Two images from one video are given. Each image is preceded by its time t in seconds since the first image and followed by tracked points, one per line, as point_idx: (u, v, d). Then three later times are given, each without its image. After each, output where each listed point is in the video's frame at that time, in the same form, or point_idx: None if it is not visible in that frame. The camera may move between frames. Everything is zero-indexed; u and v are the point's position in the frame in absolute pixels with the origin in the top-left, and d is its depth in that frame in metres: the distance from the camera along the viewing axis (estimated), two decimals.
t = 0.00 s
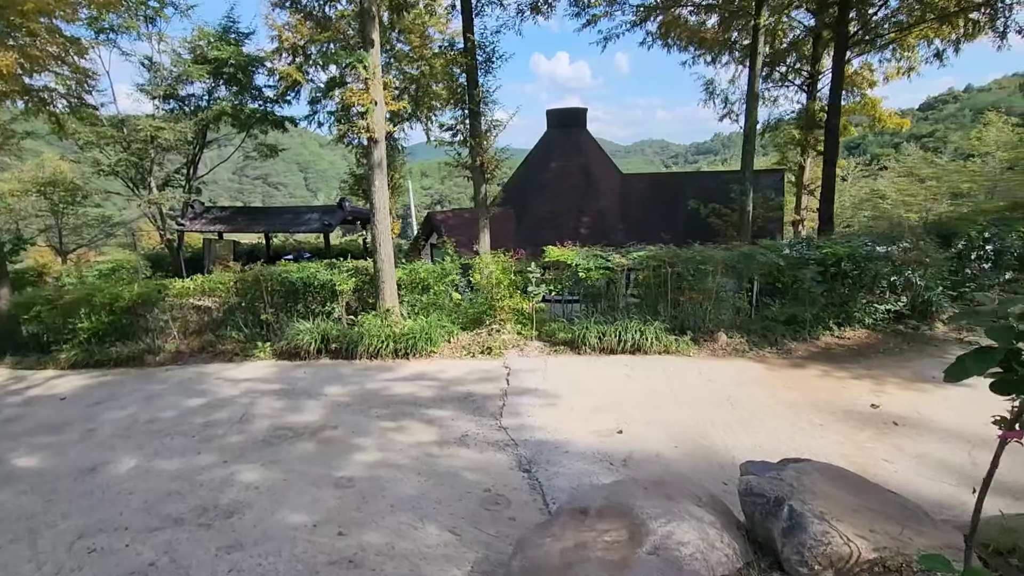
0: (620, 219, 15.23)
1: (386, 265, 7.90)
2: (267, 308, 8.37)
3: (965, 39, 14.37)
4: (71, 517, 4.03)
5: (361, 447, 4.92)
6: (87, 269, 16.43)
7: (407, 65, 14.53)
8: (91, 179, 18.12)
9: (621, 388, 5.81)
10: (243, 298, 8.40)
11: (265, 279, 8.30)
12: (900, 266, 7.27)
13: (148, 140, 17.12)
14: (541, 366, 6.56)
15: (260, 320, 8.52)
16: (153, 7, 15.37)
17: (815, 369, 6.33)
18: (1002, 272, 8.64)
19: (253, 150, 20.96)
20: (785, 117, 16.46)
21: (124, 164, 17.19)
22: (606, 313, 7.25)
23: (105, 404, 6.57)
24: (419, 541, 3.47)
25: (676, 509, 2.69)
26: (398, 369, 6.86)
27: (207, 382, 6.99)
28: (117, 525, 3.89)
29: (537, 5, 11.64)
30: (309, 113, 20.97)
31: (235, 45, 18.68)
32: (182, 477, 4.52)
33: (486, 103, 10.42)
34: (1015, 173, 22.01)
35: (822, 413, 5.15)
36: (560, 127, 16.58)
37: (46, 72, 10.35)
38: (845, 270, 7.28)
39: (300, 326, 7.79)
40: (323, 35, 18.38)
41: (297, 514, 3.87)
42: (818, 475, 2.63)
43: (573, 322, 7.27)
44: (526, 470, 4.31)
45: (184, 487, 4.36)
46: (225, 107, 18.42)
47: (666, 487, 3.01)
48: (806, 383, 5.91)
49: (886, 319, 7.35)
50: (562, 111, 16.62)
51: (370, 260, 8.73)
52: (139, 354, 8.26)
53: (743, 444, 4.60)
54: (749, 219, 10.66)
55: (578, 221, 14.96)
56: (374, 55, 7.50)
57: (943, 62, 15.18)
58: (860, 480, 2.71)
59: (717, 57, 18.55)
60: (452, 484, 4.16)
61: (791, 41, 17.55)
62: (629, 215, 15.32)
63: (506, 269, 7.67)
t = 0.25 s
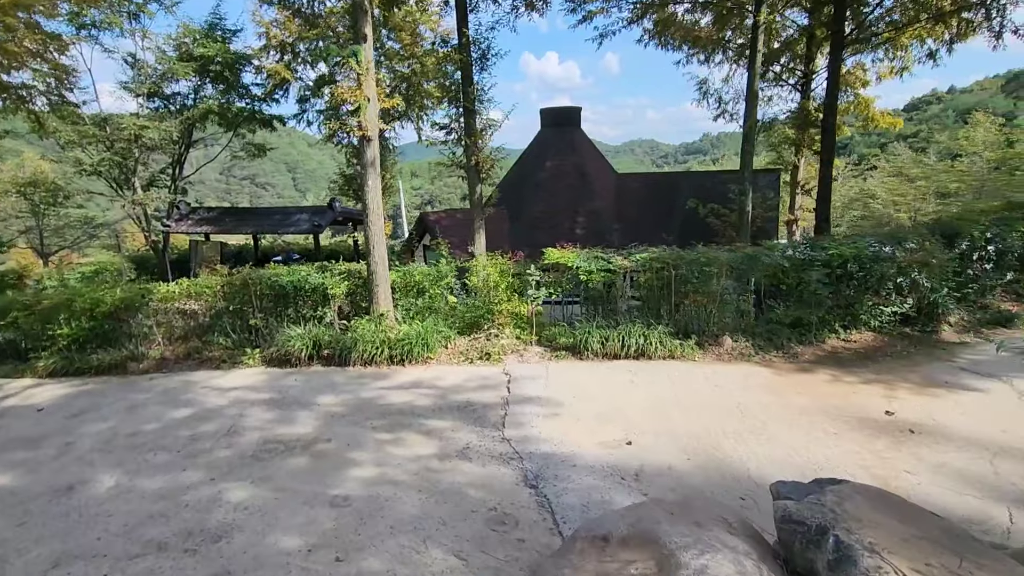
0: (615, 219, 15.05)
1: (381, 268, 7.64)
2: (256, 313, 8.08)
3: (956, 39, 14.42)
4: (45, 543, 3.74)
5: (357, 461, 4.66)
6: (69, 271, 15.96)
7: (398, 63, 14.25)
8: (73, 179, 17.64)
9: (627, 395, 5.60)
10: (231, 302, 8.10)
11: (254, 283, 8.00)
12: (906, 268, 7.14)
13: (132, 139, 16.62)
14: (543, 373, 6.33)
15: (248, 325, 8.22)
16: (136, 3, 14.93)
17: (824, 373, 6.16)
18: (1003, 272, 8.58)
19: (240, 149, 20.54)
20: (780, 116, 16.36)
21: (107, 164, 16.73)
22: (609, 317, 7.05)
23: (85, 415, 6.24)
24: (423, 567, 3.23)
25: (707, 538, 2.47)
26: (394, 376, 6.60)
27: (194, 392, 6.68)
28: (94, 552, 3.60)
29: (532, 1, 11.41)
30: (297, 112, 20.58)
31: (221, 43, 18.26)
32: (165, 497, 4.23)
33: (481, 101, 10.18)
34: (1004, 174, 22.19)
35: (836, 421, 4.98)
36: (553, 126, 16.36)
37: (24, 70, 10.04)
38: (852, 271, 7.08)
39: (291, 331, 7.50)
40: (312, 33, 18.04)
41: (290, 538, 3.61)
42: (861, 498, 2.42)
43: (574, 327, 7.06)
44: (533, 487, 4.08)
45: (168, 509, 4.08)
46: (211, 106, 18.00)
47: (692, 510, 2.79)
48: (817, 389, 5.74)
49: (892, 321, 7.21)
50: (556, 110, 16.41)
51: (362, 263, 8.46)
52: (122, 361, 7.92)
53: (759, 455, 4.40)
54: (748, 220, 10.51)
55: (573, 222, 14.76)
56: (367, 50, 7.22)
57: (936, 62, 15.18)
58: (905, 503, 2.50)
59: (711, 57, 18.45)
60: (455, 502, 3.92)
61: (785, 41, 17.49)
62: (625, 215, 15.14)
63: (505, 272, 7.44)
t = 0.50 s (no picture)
0: (610, 220, 14.92)
1: (376, 273, 7.41)
2: (245, 319, 7.79)
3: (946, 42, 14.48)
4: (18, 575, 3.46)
5: (355, 478, 4.42)
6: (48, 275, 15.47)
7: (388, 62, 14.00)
8: (52, 180, 17.12)
9: (634, 405, 5.42)
10: (218, 308, 7.80)
11: (242, 288, 7.71)
12: (911, 270, 7.05)
13: (113, 139, 16.11)
14: (546, 381, 6.13)
15: (237, 332, 7.93)
16: None
17: (832, 380, 6.03)
18: (999, 274, 8.59)
19: (226, 150, 20.11)
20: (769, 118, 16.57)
21: (88, 164, 16.24)
22: (611, 323, 6.87)
23: (64, 429, 5.92)
24: None
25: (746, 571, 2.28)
26: (390, 385, 6.36)
27: (180, 403, 6.38)
28: None
29: None
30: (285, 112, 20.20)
31: (206, 41, 17.84)
32: (150, 521, 3.96)
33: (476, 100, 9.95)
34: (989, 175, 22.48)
35: (850, 430, 4.83)
36: (546, 127, 16.18)
37: None
38: (856, 275, 6.98)
39: (282, 338, 7.23)
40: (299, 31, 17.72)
41: (286, 566, 3.37)
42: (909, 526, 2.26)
43: (576, 332, 6.87)
44: (544, 505, 3.87)
45: (152, 534, 3.81)
46: (196, 105, 17.57)
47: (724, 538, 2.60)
48: (826, 396, 5.61)
49: (897, 325, 7.13)
50: (549, 111, 16.23)
51: (356, 266, 8.20)
52: (103, 370, 7.58)
53: (776, 469, 4.24)
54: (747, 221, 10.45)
55: (567, 223, 14.59)
56: (361, 46, 6.97)
57: (927, 64, 15.24)
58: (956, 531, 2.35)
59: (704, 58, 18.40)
60: (462, 523, 3.70)
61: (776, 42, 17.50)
62: (619, 217, 15.01)
63: (503, 276, 7.24)
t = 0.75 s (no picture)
0: (605, 221, 14.81)
1: (371, 274, 7.19)
2: (235, 322, 7.53)
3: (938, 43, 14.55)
4: None
5: (354, 488, 4.20)
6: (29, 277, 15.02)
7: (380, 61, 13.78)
8: (33, 180, 16.65)
9: (641, 409, 5.26)
10: (208, 310, 7.54)
11: (232, 289, 7.45)
12: (916, 270, 6.97)
13: (97, 138, 15.70)
14: (549, 384, 5.95)
15: (227, 334, 7.67)
16: None
17: (841, 381, 5.91)
18: (999, 273, 8.57)
19: (213, 149, 19.72)
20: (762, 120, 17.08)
21: (70, 163, 15.81)
22: (614, 324, 6.71)
23: (44, 438, 5.63)
24: None
25: None
26: (388, 390, 6.14)
27: (168, 409, 6.11)
28: None
29: None
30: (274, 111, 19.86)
31: (193, 38, 17.49)
32: (136, 537, 3.71)
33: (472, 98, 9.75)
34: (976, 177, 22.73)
35: (864, 434, 4.71)
36: (540, 127, 16.03)
37: None
38: (861, 275, 6.88)
39: (274, 341, 6.98)
40: (289, 29, 17.42)
41: None
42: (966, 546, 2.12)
43: (578, 334, 6.71)
44: (555, 515, 3.68)
45: (139, 550, 3.57)
46: (183, 104, 17.20)
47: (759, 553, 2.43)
48: (836, 398, 5.48)
49: (901, 325, 7.05)
50: (543, 111, 16.10)
51: (350, 267, 7.98)
52: (86, 375, 7.28)
53: (793, 475, 4.09)
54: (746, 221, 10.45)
55: (563, 223, 14.45)
56: (357, 39, 6.75)
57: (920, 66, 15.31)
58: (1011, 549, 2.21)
59: (698, 59, 18.37)
60: (470, 536, 3.50)
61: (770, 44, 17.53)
62: (615, 217, 14.90)
63: (503, 276, 7.05)
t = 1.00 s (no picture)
0: (601, 221, 14.67)
1: (367, 276, 6.94)
2: (224, 326, 7.23)
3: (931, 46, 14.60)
4: None
5: (354, 503, 3.96)
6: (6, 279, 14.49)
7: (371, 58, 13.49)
8: (11, 179, 16.11)
9: (652, 415, 5.08)
10: (196, 313, 7.24)
11: (222, 292, 7.16)
12: (923, 271, 6.88)
13: (78, 136, 15.14)
14: (554, 390, 5.75)
15: (216, 339, 7.37)
16: None
17: (853, 386, 5.78)
18: (1000, 274, 8.53)
19: (199, 148, 19.28)
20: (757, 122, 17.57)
21: (50, 162, 15.30)
22: (619, 327, 6.53)
23: (20, 450, 5.30)
24: None
25: None
26: (386, 396, 5.89)
27: (154, 419, 5.81)
28: None
29: None
30: (262, 110, 19.44)
31: (178, 35, 17.06)
32: (119, 561, 3.43)
33: (469, 95, 9.51)
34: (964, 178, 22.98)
35: (883, 441, 4.56)
36: (534, 127, 15.83)
37: None
38: (869, 276, 6.77)
39: (265, 346, 6.70)
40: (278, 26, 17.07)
41: None
42: None
43: (582, 338, 6.52)
44: (572, 532, 3.47)
45: None
46: (168, 102, 16.76)
47: None
48: (850, 403, 5.34)
49: (908, 327, 6.96)
50: (537, 111, 15.89)
51: (344, 269, 7.72)
52: (66, 382, 6.93)
53: (816, 485, 3.92)
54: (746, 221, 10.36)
55: (558, 224, 14.28)
56: (354, 32, 6.49)
57: (913, 68, 15.35)
58: None
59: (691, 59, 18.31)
60: (482, 556, 3.28)
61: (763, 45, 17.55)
62: (610, 218, 14.77)
63: (505, 278, 6.84)
